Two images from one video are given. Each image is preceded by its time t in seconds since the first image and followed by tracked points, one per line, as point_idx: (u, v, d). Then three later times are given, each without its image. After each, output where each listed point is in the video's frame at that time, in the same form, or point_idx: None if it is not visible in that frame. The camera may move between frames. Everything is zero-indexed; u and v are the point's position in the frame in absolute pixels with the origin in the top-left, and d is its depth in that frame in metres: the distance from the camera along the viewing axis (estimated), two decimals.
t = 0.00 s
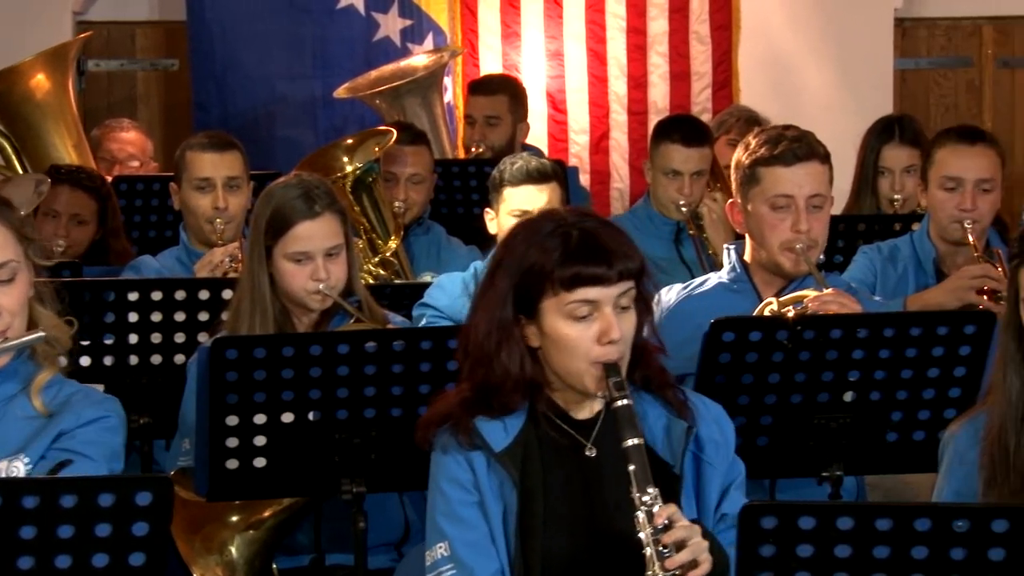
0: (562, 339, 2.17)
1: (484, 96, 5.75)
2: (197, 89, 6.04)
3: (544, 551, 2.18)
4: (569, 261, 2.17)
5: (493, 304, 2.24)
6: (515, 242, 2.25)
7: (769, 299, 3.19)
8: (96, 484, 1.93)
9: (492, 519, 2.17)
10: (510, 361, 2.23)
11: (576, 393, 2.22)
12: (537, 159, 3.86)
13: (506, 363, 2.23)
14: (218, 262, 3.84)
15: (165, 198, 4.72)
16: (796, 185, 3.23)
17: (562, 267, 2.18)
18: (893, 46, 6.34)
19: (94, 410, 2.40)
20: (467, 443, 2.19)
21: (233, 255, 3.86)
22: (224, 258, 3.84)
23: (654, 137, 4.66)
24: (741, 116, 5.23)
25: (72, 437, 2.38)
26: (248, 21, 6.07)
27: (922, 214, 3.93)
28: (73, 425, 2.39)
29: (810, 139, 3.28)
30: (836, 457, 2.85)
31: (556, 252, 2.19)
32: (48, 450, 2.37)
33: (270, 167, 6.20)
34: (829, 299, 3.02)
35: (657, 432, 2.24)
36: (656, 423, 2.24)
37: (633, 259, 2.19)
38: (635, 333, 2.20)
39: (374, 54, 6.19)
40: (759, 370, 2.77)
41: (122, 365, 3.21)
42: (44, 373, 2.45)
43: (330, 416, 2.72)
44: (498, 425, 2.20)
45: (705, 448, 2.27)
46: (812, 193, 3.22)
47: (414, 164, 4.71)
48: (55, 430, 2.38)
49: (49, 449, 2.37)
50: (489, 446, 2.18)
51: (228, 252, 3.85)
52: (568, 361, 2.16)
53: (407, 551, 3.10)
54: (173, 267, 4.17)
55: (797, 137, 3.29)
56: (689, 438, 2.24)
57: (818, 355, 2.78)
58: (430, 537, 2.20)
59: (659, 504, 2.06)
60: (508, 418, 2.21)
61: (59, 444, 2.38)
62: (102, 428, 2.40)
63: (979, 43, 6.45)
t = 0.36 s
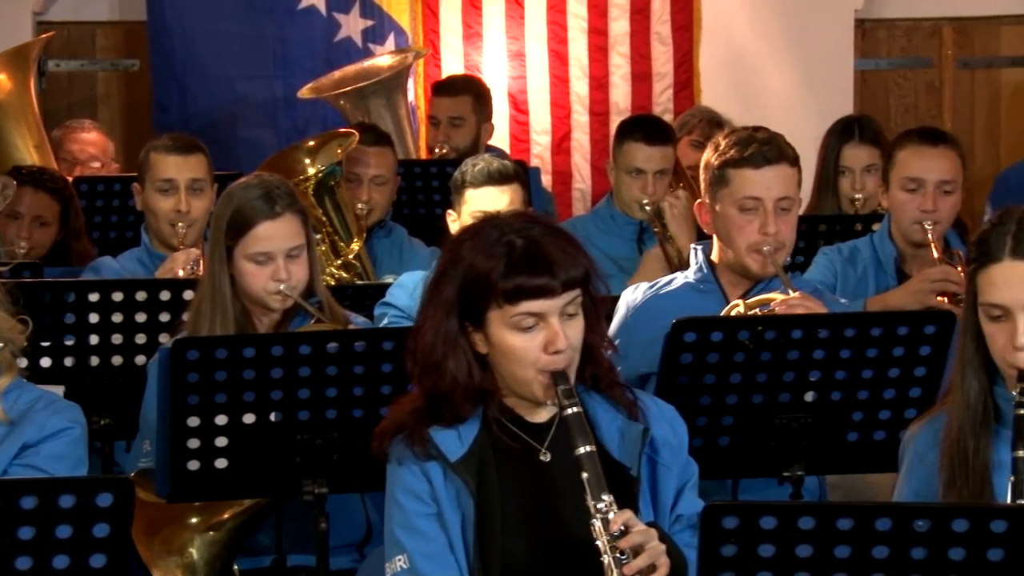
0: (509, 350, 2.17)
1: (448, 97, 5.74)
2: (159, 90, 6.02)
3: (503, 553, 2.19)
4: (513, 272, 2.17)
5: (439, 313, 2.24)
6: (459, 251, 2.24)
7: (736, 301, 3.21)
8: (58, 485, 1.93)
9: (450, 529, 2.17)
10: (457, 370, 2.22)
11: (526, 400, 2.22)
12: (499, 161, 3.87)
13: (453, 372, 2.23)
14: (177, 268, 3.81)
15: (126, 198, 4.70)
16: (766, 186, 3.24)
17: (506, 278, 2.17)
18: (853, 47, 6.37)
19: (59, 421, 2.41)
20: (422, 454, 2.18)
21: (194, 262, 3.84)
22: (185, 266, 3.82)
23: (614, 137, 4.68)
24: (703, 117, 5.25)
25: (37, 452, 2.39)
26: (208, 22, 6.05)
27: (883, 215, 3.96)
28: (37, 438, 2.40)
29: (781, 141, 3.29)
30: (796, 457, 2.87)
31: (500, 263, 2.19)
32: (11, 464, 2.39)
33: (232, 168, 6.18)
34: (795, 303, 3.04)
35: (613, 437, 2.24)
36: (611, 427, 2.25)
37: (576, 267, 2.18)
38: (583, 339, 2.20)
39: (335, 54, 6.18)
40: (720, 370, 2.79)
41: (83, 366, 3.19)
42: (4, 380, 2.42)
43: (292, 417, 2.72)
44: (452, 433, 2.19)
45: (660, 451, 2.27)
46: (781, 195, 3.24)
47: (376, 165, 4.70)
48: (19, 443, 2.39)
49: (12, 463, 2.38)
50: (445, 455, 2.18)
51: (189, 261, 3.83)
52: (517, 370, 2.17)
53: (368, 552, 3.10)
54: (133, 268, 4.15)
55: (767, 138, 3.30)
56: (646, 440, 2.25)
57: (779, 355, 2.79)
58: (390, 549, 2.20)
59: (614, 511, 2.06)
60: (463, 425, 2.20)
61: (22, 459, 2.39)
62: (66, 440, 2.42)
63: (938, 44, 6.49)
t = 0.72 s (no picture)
0: (477, 344, 2.18)
1: (408, 97, 5.73)
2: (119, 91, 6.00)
3: (466, 552, 2.19)
4: (483, 265, 2.18)
5: (410, 305, 2.25)
6: (432, 243, 2.25)
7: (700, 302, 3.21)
8: (18, 487, 1.92)
9: (415, 523, 2.18)
10: (425, 362, 2.23)
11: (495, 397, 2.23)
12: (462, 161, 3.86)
13: (421, 364, 2.23)
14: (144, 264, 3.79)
15: (86, 199, 4.67)
16: (731, 188, 3.25)
17: (476, 271, 2.18)
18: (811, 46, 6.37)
19: (44, 425, 2.50)
20: (390, 446, 2.18)
21: (159, 257, 3.82)
22: (150, 260, 3.80)
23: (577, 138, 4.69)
24: (663, 117, 5.24)
25: (22, 454, 2.48)
26: (169, 22, 6.02)
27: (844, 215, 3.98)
28: (23, 439, 2.49)
29: (746, 144, 3.30)
30: (758, 457, 2.87)
31: (470, 256, 2.19)
32: None
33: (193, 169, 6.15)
34: (760, 304, 3.05)
35: (580, 438, 2.25)
36: (578, 429, 2.25)
37: (546, 263, 2.19)
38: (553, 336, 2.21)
39: (297, 55, 6.16)
40: (681, 370, 2.79)
41: (43, 367, 3.17)
42: None
43: (253, 418, 2.70)
44: (421, 427, 2.20)
45: (627, 451, 2.28)
46: (746, 197, 3.25)
47: (339, 166, 4.69)
48: (5, 443, 2.47)
49: None
50: (412, 449, 2.18)
51: (154, 255, 3.81)
52: (484, 364, 2.18)
53: (330, 553, 3.09)
54: (95, 268, 4.15)
55: (733, 140, 3.31)
56: (611, 441, 2.25)
57: (741, 356, 2.80)
58: (354, 540, 2.21)
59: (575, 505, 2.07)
60: (431, 419, 2.21)
61: (8, 459, 2.47)
62: (49, 444, 2.51)
63: (899, 45, 6.53)
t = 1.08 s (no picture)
0: (468, 337, 2.18)
1: (365, 97, 5.73)
2: (80, 92, 6.01)
3: (436, 549, 2.20)
4: (483, 259, 2.18)
5: (406, 292, 2.24)
6: (434, 235, 2.25)
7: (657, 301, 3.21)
8: None
9: (386, 516, 2.18)
10: (417, 353, 2.22)
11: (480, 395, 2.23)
12: (426, 160, 3.83)
13: (412, 354, 2.23)
14: (105, 262, 3.78)
15: (46, 199, 4.64)
16: (687, 187, 3.26)
17: (476, 264, 2.18)
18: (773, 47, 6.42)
19: (21, 428, 2.49)
20: (369, 436, 2.19)
21: (120, 257, 3.80)
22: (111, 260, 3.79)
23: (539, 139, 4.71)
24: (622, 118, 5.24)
25: None
26: (129, 21, 6.01)
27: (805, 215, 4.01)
28: None
29: (698, 143, 3.32)
30: (719, 457, 2.88)
31: (472, 249, 2.19)
32: None
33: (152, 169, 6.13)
34: (718, 302, 3.07)
35: (558, 445, 2.26)
36: (558, 436, 2.26)
37: (546, 265, 2.19)
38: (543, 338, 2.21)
39: (257, 55, 6.14)
40: (643, 371, 2.79)
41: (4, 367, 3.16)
42: None
43: (215, 419, 2.69)
44: (401, 421, 2.20)
45: (604, 462, 2.29)
46: (702, 196, 3.26)
47: (298, 166, 4.67)
48: None
49: None
50: (390, 441, 2.19)
51: (115, 254, 3.80)
52: (473, 358, 2.18)
53: (292, 554, 3.09)
54: (55, 269, 4.09)
55: (688, 140, 3.33)
56: (589, 451, 2.26)
57: (703, 356, 2.80)
58: (324, 528, 2.21)
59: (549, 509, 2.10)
60: (412, 413, 2.22)
61: None
62: (25, 446, 2.48)
63: (859, 46, 6.59)
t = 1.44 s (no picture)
0: (463, 328, 2.18)
1: (330, 97, 5.72)
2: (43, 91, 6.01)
3: (415, 546, 2.22)
4: (487, 252, 2.18)
5: (407, 278, 2.25)
6: (442, 226, 2.25)
7: (613, 300, 3.24)
8: None
9: (366, 507, 2.18)
10: (413, 340, 2.22)
11: (468, 391, 2.23)
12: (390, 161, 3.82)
13: (407, 341, 2.23)
14: (67, 263, 3.77)
15: (9, 200, 4.60)
16: (641, 186, 3.27)
17: (479, 256, 2.18)
18: (734, 49, 6.33)
19: None
20: (357, 424, 2.19)
21: (82, 258, 3.80)
22: (72, 262, 3.78)
23: (503, 140, 4.72)
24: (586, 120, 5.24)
25: None
26: (91, 21, 6.02)
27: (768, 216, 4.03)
28: None
29: (651, 141, 3.33)
30: (683, 457, 2.87)
31: (476, 241, 2.20)
32: None
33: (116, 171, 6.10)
34: (673, 298, 3.08)
35: (539, 450, 2.27)
36: (539, 441, 2.27)
37: (549, 266, 2.20)
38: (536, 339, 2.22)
39: (221, 56, 6.13)
40: (608, 372, 2.79)
41: None
42: None
43: (178, 420, 2.67)
44: (388, 413, 2.20)
45: (582, 471, 2.29)
46: (656, 194, 3.28)
47: (263, 167, 4.66)
48: None
49: None
50: (376, 433, 2.19)
51: (77, 256, 3.79)
52: (465, 350, 2.18)
53: (256, 557, 3.08)
54: (18, 269, 4.08)
55: (640, 138, 3.34)
56: (570, 457, 2.28)
57: (666, 356, 2.81)
58: (302, 516, 2.21)
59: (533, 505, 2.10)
60: (398, 405, 2.22)
61: None
62: None
63: (823, 47, 6.62)
